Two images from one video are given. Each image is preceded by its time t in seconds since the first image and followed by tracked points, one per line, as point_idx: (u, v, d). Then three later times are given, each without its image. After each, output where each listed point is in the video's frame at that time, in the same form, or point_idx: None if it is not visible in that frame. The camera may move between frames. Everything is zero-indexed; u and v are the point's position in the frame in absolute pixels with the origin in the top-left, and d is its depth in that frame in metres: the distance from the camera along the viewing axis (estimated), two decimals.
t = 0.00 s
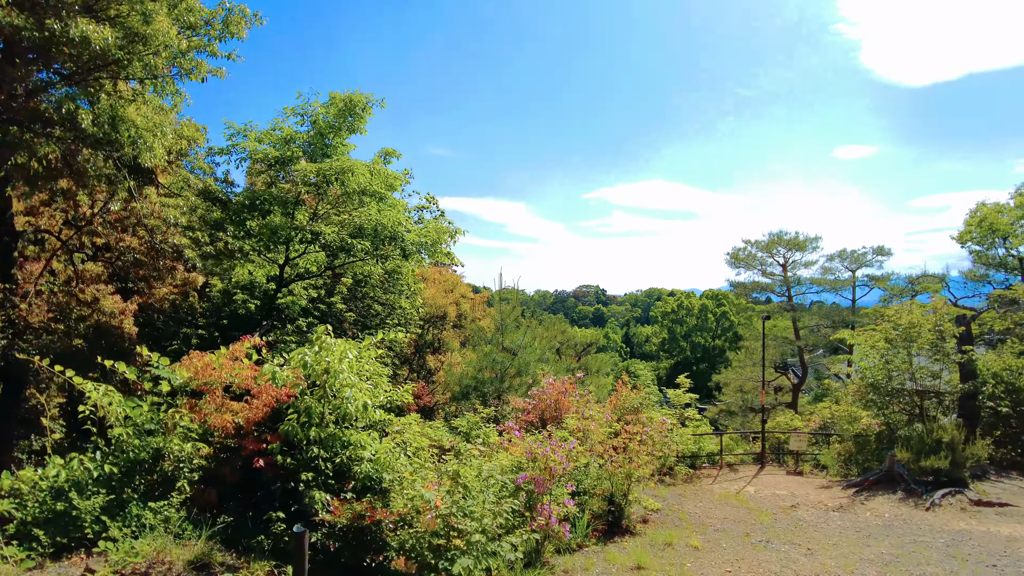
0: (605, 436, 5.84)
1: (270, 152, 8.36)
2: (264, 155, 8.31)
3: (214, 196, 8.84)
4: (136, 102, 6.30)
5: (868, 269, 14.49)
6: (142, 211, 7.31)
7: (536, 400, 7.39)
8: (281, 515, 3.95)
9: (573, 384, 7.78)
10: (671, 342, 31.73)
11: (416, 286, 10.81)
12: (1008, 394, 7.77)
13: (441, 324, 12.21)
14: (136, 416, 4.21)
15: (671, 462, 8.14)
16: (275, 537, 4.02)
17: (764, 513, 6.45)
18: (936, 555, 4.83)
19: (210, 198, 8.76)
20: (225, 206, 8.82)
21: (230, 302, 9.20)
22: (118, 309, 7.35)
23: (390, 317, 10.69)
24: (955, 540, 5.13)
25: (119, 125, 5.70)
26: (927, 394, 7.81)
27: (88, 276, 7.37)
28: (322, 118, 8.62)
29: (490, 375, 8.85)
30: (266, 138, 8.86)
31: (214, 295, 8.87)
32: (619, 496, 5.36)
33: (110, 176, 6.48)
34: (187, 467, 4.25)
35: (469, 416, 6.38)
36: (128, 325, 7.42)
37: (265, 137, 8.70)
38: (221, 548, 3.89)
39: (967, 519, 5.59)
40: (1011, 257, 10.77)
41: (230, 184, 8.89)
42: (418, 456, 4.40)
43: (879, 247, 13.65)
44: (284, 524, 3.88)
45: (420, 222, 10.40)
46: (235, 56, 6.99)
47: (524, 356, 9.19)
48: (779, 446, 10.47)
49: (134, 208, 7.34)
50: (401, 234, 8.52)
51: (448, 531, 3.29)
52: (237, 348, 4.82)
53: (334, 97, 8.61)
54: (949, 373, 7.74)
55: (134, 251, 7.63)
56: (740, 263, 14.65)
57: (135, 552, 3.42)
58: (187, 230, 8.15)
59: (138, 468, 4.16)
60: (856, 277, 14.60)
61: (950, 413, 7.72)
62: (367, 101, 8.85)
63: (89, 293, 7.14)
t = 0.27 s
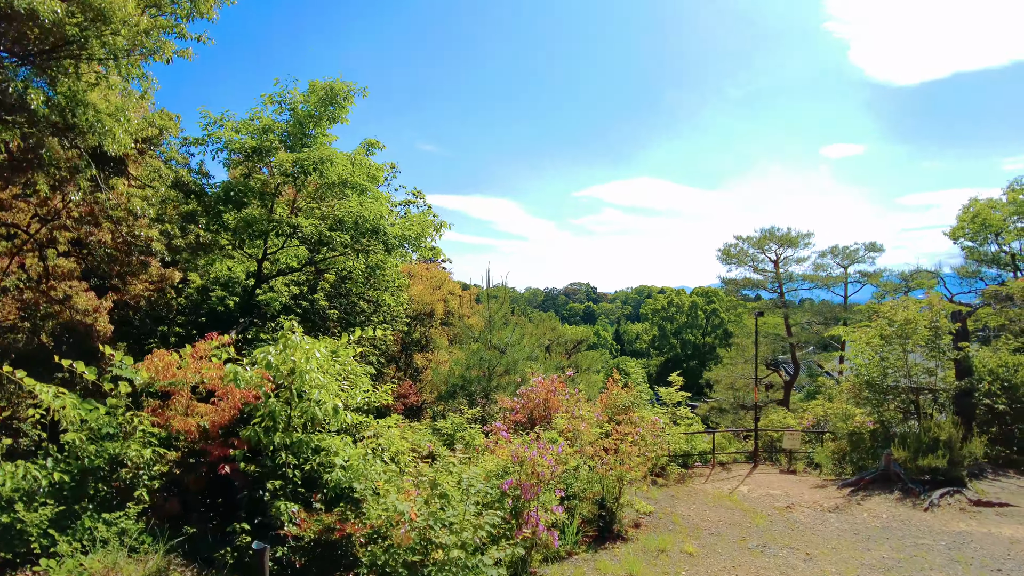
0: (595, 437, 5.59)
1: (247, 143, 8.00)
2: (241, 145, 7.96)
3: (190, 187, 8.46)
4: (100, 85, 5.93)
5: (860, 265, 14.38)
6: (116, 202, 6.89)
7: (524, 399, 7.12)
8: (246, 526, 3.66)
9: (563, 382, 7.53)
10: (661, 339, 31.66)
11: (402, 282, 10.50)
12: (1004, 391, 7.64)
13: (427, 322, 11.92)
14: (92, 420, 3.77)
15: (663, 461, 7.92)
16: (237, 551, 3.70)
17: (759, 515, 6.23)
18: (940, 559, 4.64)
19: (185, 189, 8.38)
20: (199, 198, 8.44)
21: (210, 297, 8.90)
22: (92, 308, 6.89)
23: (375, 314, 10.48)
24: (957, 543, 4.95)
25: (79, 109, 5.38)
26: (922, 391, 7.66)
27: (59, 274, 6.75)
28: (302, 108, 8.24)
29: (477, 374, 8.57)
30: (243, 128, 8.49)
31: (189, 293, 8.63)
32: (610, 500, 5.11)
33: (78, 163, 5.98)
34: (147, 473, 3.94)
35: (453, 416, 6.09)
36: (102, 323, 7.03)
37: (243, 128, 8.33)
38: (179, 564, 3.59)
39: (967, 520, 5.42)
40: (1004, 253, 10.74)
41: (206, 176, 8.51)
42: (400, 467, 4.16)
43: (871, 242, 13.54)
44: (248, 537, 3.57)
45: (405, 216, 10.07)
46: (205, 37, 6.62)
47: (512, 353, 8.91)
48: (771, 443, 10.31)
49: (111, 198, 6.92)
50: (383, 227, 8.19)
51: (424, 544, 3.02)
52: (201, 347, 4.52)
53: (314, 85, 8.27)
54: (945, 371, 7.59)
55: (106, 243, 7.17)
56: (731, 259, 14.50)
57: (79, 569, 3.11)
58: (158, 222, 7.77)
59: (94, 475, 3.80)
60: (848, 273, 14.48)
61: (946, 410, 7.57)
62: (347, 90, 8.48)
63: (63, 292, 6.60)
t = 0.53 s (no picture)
0: (586, 429, 5.37)
1: (221, 123, 7.59)
2: (216, 125, 7.55)
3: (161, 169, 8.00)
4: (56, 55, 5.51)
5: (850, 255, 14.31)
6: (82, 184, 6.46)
7: (512, 390, 6.88)
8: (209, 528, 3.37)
9: (552, 372, 7.31)
10: (649, 330, 31.65)
11: (386, 270, 10.22)
12: (996, 381, 7.57)
13: (413, 312, 11.64)
14: (45, 412, 3.44)
15: (654, 453, 7.76)
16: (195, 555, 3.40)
17: (753, 508, 6.07)
18: (940, 552, 4.50)
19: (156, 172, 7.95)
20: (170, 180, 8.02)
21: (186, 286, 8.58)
22: (64, 296, 6.43)
23: (360, 304, 10.24)
24: (956, 535, 4.82)
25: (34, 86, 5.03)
26: (914, 381, 7.57)
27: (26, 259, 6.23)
28: (280, 87, 7.84)
29: (464, 364, 8.31)
30: (217, 107, 8.06)
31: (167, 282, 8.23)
32: (602, 494, 4.90)
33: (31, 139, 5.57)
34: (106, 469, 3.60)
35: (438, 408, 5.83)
36: (76, 314, 6.62)
37: (218, 107, 7.92)
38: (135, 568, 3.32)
39: (964, 511, 5.32)
40: (994, 243, 10.72)
41: (179, 157, 8.08)
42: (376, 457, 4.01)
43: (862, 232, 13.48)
44: (211, 539, 3.31)
45: (387, 201, 9.72)
46: (173, 7, 6.23)
47: (500, 343, 8.66)
48: (762, 434, 10.22)
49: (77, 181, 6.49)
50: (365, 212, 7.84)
51: (402, 549, 2.77)
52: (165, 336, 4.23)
53: (293, 64, 7.88)
54: (939, 360, 7.49)
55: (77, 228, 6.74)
56: (720, 249, 14.35)
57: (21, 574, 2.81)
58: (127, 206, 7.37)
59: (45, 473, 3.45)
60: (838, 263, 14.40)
61: (939, 400, 7.50)
62: (328, 70, 8.11)
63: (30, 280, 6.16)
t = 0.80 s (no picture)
0: (572, 430, 5.12)
1: (189, 110, 7.18)
2: (183, 113, 7.15)
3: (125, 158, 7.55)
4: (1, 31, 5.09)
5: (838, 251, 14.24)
6: (33, 171, 6.01)
7: (495, 389, 6.61)
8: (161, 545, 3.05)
9: (537, 370, 7.05)
10: (636, 326, 31.58)
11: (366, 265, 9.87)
12: (987, 377, 7.48)
13: (395, 308, 11.32)
14: None
15: (641, 453, 7.55)
16: None
17: (743, 510, 5.88)
18: (937, 556, 4.34)
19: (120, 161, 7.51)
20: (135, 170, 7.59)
21: (155, 282, 8.20)
22: (30, 293, 5.89)
23: (340, 300, 9.95)
24: (952, 538, 4.67)
25: None
26: (904, 378, 7.45)
27: None
28: (252, 73, 7.45)
29: (447, 362, 8.03)
30: (185, 93, 7.64)
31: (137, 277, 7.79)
32: (587, 499, 4.66)
33: None
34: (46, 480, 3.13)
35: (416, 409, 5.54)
36: (42, 311, 6.00)
37: (186, 94, 7.50)
38: None
39: (959, 513, 5.18)
40: (982, 239, 10.69)
41: (145, 144, 7.63)
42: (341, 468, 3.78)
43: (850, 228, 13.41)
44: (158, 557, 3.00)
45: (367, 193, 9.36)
46: None
47: (484, 341, 8.38)
48: (749, 431, 10.08)
49: (25, 169, 6.06)
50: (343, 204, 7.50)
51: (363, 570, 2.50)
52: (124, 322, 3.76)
53: (266, 48, 7.49)
54: (930, 357, 7.37)
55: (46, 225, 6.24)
56: (708, 245, 14.21)
57: None
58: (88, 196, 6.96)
59: None
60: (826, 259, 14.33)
61: (930, 397, 7.38)
62: (304, 56, 7.75)
63: None
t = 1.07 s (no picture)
0: (551, 429, 4.87)
1: (150, 97, 6.82)
2: (145, 99, 6.79)
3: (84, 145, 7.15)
4: None
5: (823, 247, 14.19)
6: None
7: (473, 386, 6.34)
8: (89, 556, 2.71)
9: (517, 367, 6.80)
10: (622, 324, 31.50)
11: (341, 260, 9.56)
12: (973, 373, 7.38)
13: (373, 304, 11.02)
14: None
15: (624, 451, 7.34)
16: None
17: (728, 510, 5.69)
18: (926, 557, 4.18)
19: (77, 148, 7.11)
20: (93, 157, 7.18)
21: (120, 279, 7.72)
22: None
23: (316, 294, 9.62)
24: (942, 538, 4.51)
25: None
26: (889, 374, 7.33)
27: None
28: (219, 58, 7.11)
29: (425, 359, 7.74)
30: (148, 79, 7.26)
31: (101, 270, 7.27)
32: (565, 501, 4.41)
33: None
34: None
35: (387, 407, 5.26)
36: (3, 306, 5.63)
37: (148, 81, 7.13)
38: None
39: (948, 512, 5.03)
40: (966, 236, 10.67)
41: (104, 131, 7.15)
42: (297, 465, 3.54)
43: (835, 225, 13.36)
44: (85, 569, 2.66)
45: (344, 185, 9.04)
46: None
47: (463, 337, 8.11)
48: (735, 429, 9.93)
49: None
50: (315, 195, 7.18)
51: None
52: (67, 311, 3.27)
53: (233, 32, 7.15)
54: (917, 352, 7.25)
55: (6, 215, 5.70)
56: (693, 242, 14.07)
57: None
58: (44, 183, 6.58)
59: None
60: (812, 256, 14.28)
61: (917, 393, 7.27)
62: (273, 41, 7.43)
63: None
